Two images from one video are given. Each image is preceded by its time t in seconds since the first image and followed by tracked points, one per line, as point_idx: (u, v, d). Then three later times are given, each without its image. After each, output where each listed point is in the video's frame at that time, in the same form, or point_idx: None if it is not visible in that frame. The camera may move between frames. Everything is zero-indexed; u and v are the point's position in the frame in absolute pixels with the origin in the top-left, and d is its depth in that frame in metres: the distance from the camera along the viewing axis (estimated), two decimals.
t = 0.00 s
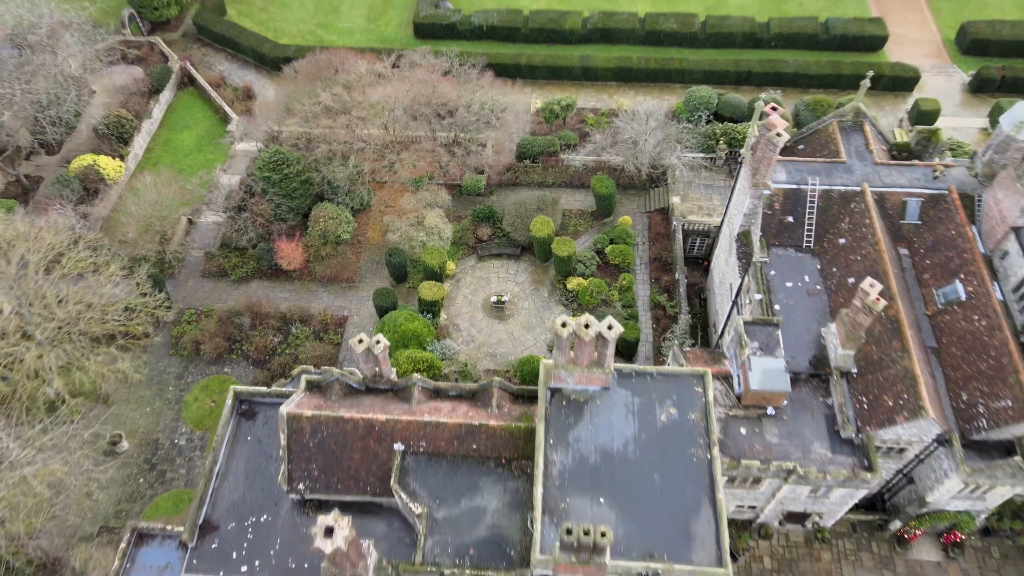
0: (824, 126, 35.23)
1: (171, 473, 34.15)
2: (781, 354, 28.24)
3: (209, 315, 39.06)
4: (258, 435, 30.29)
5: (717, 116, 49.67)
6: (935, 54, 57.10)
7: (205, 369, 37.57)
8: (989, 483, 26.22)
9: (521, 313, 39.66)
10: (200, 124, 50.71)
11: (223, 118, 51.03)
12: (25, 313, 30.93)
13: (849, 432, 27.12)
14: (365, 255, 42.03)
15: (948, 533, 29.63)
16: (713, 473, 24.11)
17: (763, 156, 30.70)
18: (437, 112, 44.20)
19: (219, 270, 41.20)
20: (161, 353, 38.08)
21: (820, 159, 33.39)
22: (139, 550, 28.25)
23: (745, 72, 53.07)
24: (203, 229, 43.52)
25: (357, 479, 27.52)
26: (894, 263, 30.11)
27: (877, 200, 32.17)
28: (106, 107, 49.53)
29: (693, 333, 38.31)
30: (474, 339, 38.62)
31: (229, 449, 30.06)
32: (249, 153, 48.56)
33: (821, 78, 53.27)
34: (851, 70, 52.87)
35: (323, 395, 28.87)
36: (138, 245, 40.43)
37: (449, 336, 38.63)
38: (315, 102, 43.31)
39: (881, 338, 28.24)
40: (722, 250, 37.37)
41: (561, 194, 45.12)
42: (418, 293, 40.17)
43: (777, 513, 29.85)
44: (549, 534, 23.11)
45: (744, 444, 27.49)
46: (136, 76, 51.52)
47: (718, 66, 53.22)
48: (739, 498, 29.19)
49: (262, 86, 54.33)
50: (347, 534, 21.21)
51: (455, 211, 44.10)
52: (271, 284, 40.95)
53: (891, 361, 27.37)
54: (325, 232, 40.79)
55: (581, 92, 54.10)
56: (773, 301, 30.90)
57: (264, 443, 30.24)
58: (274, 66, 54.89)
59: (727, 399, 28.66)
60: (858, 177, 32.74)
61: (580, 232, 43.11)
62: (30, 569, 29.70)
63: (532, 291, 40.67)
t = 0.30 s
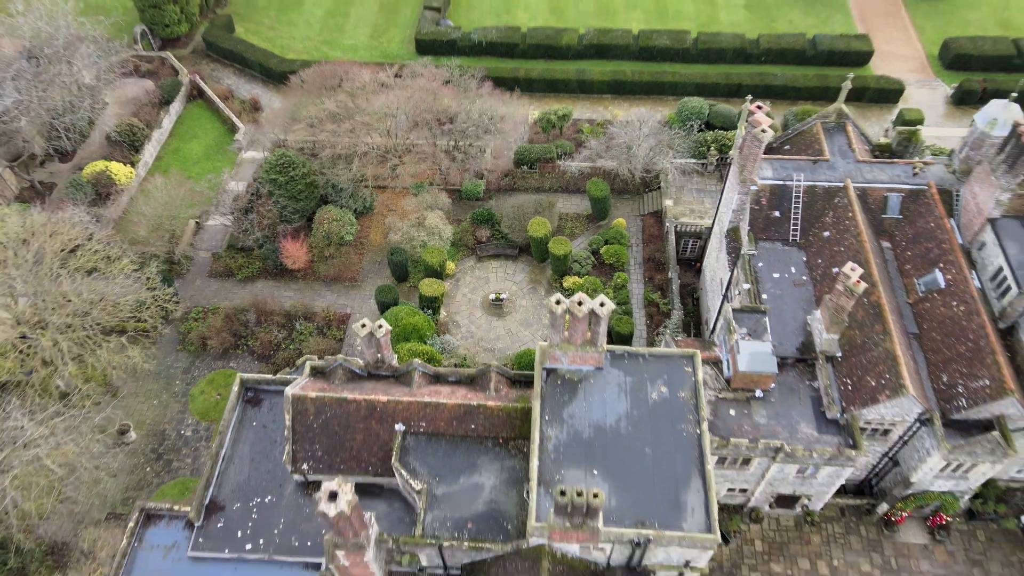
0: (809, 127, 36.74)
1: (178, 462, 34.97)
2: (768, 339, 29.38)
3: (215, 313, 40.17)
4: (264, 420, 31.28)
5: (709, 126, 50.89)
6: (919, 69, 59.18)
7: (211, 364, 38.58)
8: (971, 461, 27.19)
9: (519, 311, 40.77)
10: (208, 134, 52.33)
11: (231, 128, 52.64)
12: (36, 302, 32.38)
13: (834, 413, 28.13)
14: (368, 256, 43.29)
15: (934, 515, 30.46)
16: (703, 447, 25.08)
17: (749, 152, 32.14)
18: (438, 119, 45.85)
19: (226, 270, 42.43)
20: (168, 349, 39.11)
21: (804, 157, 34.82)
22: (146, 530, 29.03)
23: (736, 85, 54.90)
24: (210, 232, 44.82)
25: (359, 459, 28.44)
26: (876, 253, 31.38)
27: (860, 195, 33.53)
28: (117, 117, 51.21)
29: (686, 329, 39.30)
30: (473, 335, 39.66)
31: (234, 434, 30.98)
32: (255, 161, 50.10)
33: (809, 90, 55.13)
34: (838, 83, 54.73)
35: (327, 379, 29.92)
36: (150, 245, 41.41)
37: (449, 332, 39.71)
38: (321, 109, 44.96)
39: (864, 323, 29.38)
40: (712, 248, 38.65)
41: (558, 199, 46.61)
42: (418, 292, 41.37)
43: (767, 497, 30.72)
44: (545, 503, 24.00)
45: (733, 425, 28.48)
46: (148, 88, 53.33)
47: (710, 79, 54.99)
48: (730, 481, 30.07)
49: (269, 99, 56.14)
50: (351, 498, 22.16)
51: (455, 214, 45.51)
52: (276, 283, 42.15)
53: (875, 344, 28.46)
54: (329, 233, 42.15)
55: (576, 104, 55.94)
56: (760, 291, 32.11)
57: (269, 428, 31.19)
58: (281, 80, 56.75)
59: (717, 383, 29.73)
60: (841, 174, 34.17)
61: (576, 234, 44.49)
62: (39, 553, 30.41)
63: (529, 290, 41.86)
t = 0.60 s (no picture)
0: (794, 131, 38.32)
1: (184, 453, 35.84)
2: (755, 327, 30.55)
3: (222, 312, 41.36)
4: (269, 409, 32.31)
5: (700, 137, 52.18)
6: (904, 84, 61.29)
7: (217, 361, 39.69)
8: (951, 442, 28.24)
9: (516, 310, 41.94)
10: (216, 145, 54.02)
11: (238, 140, 54.26)
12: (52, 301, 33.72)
13: (819, 397, 29.23)
14: (370, 259, 44.65)
15: (919, 500, 31.38)
16: (691, 424, 26.13)
17: (736, 152, 33.56)
18: (439, 128, 47.55)
19: (233, 271, 43.75)
20: (176, 346, 40.29)
21: (790, 158, 36.27)
22: (154, 512, 29.84)
23: (727, 98, 56.79)
24: (218, 237, 46.26)
25: (361, 443, 29.41)
26: (858, 248, 32.75)
27: (843, 194, 34.97)
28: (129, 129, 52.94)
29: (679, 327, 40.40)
30: (472, 333, 40.79)
31: (241, 421, 32.00)
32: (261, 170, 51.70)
33: (797, 103, 57.08)
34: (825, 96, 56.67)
35: (330, 367, 30.98)
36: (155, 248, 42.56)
37: (448, 330, 40.87)
38: (326, 118, 46.75)
39: (847, 312, 30.58)
40: (703, 248, 39.97)
41: (554, 205, 48.17)
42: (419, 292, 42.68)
43: (757, 483, 31.67)
44: (540, 477, 24.98)
45: (722, 409, 29.53)
46: (158, 102, 55.18)
47: (701, 93, 56.83)
48: (721, 466, 31.06)
49: (275, 112, 58.02)
50: (354, 469, 23.21)
51: (455, 219, 46.98)
52: (281, 285, 43.45)
53: (857, 331, 29.67)
54: (333, 237, 43.50)
55: (572, 117, 57.83)
56: (748, 284, 33.38)
57: (274, 417, 32.17)
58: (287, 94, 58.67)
59: (706, 370, 30.87)
60: (824, 174, 35.65)
61: (572, 238, 45.95)
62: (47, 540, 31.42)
63: (527, 291, 43.10)
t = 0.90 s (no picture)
0: (777, 138, 40.27)
1: (191, 446, 36.93)
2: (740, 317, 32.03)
3: (229, 313, 42.80)
4: (275, 399, 33.65)
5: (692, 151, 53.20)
6: (887, 104, 63.77)
7: (224, 360, 41.03)
8: (929, 425, 29.50)
9: (514, 312, 43.39)
10: (225, 159, 56.00)
11: (246, 154, 56.22)
12: (68, 301, 35.63)
13: (801, 383, 30.64)
14: (373, 265, 46.29)
15: (902, 486, 32.52)
16: (679, 403, 27.44)
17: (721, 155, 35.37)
18: (440, 141, 49.55)
19: (240, 276, 45.30)
20: (184, 346, 41.64)
21: (773, 163, 38.10)
22: (163, 496, 30.90)
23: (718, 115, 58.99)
24: (225, 244, 47.88)
25: (363, 428, 30.66)
26: (838, 244, 34.41)
27: (824, 195, 36.74)
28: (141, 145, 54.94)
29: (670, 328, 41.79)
30: (470, 333, 42.20)
31: (247, 410, 33.30)
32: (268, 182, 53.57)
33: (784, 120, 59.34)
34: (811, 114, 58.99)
35: (334, 357, 32.36)
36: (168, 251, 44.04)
37: (448, 331, 42.26)
38: (331, 131, 48.90)
39: (828, 303, 32.06)
40: (692, 252, 41.64)
41: (550, 215, 50.01)
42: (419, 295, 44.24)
43: (745, 470, 32.83)
44: (534, 453, 26.22)
45: (709, 394, 30.83)
46: (170, 119, 57.35)
47: (692, 110, 59.07)
48: (709, 453, 32.24)
49: (282, 129, 60.20)
50: (357, 440, 24.51)
51: (454, 228, 48.78)
52: (286, 288, 44.99)
53: (837, 320, 31.15)
54: (337, 242, 44.43)
55: (568, 134, 60.03)
56: (734, 280, 34.96)
57: (279, 407, 33.44)
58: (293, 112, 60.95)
59: (694, 359, 32.24)
60: (806, 177, 37.46)
61: (567, 245, 47.66)
62: (58, 526, 32.29)
63: (524, 294, 44.63)
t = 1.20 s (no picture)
0: (763, 147, 41.95)
1: (197, 442, 37.97)
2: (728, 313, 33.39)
3: (235, 316, 44.07)
4: (280, 393, 34.83)
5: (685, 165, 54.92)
6: (873, 121, 65.96)
7: (230, 361, 42.28)
8: (908, 414, 30.85)
9: (511, 316, 44.69)
10: (232, 172, 57.76)
11: (252, 168, 57.97)
12: (83, 298, 36.84)
13: (787, 374, 31.90)
14: (375, 271, 47.76)
15: (887, 477, 33.61)
16: (668, 390, 28.71)
17: (709, 160, 36.93)
18: (440, 153, 51.31)
19: (246, 282, 46.67)
20: (190, 348, 42.91)
21: (759, 169, 39.70)
22: (171, 485, 31.96)
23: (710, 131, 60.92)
24: (232, 251, 49.34)
25: (365, 418, 31.81)
26: (821, 245, 35.91)
27: (808, 199, 38.32)
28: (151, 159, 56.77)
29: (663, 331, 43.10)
30: (469, 336, 43.45)
31: (253, 404, 34.45)
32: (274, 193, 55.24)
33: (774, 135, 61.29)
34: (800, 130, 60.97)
35: (337, 352, 33.61)
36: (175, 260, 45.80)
37: (447, 334, 43.52)
38: (335, 143, 50.66)
39: (812, 298, 33.42)
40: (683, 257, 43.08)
41: (547, 224, 51.60)
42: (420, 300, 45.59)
43: (735, 462, 33.90)
44: (530, 436, 27.37)
45: (698, 385, 32.07)
46: (179, 134, 59.29)
47: (685, 126, 61.03)
48: (700, 445, 33.34)
49: (288, 144, 62.11)
50: (360, 421, 25.72)
51: (454, 237, 50.36)
52: (291, 294, 46.38)
53: (820, 314, 32.50)
54: (340, 250, 46.29)
55: (564, 150, 61.98)
56: (722, 279, 36.36)
57: (284, 401, 34.60)
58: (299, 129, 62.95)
59: (684, 354, 33.49)
60: (790, 182, 39.04)
61: (564, 252, 49.15)
62: (68, 517, 33.24)
63: (521, 298, 45.97)
